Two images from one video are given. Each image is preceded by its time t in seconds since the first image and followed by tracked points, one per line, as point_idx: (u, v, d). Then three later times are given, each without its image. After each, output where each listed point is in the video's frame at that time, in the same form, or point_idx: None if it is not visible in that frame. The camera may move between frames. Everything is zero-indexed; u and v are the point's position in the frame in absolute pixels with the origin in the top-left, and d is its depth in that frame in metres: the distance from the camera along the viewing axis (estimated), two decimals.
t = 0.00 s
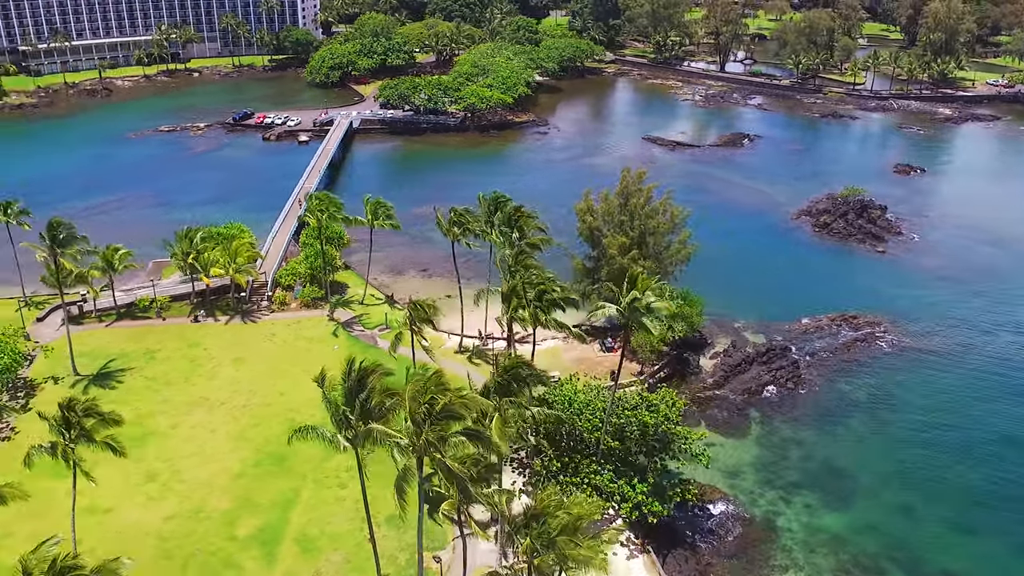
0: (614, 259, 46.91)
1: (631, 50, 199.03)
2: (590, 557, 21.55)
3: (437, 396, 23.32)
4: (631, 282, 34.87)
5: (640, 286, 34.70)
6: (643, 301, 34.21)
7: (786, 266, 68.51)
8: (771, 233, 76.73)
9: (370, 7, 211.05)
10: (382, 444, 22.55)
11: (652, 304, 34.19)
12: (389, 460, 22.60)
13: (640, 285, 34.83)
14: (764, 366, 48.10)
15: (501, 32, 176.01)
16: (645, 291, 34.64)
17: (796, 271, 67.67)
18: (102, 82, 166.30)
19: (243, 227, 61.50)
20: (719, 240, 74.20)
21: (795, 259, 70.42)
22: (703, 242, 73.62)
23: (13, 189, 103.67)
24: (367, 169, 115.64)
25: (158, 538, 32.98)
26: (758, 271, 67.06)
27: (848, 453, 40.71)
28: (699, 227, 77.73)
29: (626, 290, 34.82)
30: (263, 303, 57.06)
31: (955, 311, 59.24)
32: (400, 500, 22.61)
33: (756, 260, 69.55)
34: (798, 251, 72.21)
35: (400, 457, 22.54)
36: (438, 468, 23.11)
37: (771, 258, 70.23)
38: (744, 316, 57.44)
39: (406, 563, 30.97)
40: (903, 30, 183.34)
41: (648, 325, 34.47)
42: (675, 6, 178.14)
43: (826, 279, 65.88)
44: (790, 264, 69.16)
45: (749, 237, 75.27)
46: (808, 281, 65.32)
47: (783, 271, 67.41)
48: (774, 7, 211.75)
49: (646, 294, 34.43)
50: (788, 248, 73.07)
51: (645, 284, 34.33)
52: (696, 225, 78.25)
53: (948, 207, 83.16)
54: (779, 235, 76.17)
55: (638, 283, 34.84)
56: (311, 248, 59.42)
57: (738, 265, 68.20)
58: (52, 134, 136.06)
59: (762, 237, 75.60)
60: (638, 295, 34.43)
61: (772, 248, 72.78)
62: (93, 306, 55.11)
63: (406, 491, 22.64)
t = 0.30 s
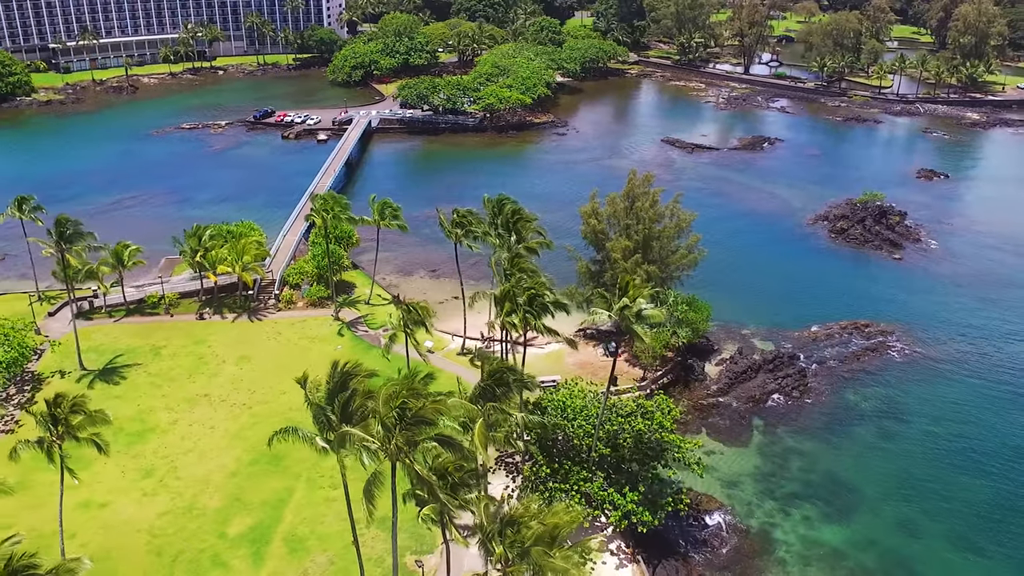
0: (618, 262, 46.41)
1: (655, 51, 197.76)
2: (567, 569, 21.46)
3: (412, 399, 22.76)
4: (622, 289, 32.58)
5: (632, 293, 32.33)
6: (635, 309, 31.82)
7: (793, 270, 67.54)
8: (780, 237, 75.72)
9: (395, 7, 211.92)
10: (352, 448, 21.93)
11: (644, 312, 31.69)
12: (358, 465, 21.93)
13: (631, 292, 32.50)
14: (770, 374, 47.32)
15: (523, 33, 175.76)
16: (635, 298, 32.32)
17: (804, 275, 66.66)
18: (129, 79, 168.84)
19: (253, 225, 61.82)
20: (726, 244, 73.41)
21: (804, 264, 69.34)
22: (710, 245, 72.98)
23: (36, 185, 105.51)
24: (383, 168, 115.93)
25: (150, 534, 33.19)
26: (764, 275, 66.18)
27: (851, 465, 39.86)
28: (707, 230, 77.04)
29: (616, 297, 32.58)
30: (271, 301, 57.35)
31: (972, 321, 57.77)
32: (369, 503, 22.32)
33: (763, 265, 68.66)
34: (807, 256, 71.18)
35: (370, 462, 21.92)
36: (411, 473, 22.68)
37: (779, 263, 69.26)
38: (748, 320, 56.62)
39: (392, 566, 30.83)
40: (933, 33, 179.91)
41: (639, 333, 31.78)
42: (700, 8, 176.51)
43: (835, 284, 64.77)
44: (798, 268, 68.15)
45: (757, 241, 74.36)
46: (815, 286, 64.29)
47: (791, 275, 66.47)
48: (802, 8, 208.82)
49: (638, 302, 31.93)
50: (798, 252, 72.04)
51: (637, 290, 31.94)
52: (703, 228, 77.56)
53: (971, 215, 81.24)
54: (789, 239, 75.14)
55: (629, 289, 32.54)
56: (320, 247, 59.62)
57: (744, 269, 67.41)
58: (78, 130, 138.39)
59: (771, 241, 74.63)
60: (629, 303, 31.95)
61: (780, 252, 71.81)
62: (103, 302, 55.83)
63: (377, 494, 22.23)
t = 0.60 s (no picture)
0: (620, 265, 45.94)
1: (675, 52, 196.49)
2: None
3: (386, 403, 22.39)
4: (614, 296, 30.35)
5: (624, 301, 29.96)
6: (627, 316, 29.75)
7: (800, 275, 66.72)
8: (789, 241, 74.86)
9: (416, 7, 212.51)
10: (323, 452, 21.55)
11: (636, 320, 29.61)
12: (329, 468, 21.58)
13: (623, 300, 30.16)
14: (774, 381, 46.63)
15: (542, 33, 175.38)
16: (627, 306, 30.01)
17: (810, 280, 65.87)
18: (151, 77, 170.78)
19: (262, 223, 62.14)
20: (733, 247, 72.73)
21: (812, 268, 68.46)
22: (716, 248, 72.42)
23: (54, 181, 106.95)
24: (397, 168, 116.07)
25: (143, 530, 33.34)
26: (769, 279, 65.48)
27: (854, 475, 39.12)
28: (715, 233, 76.38)
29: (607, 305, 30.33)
30: (276, 300, 57.57)
31: (986, 329, 56.52)
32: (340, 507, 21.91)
33: (770, 269, 67.92)
34: (816, 260, 70.29)
35: (341, 465, 21.45)
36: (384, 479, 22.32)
37: (786, 267, 68.46)
38: (752, 325, 55.97)
39: (380, 569, 30.68)
40: (960, 36, 176.93)
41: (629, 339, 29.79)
42: (721, 9, 175.10)
43: (842, 289, 63.91)
44: (806, 273, 67.31)
45: (765, 245, 73.57)
46: (821, 291, 63.49)
47: (797, 280, 65.71)
48: (827, 10, 206.38)
49: (630, 309, 29.80)
50: (806, 257, 71.15)
51: (628, 299, 29.62)
52: (711, 231, 76.94)
53: (991, 221, 79.59)
54: (798, 244, 74.23)
55: (622, 297, 30.17)
56: (326, 246, 59.73)
57: (750, 272, 66.73)
58: (100, 127, 140.32)
59: (780, 245, 73.79)
60: (620, 311, 29.84)
61: (788, 256, 70.98)
62: (112, 298, 56.37)
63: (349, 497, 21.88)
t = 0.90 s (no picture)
0: (624, 269, 45.54)
1: (699, 54, 195.04)
2: None
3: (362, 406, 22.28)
4: (606, 300, 29.36)
5: (616, 307, 28.92)
6: (619, 321, 28.83)
7: (810, 280, 65.76)
8: (801, 246, 73.84)
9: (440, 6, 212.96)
10: (297, 454, 21.45)
11: (629, 326, 28.73)
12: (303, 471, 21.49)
13: (616, 305, 29.10)
14: (781, 389, 45.90)
15: (564, 34, 174.87)
16: (620, 312, 28.98)
17: (820, 285, 64.89)
18: (176, 75, 172.96)
19: (272, 222, 62.58)
20: (742, 251, 71.89)
21: (823, 273, 67.49)
22: (724, 251, 71.70)
23: (77, 177, 108.69)
24: (414, 168, 116.22)
25: (139, 526, 33.57)
26: (778, 284, 64.63)
27: (857, 487, 38.37)
28: (724, 236, 75.60)
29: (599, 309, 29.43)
30: (285, 299, 57.89)
31: (1003, 339, 55.18)
32: (314, 510, 21.60)
33: (780, 274, 67.03)
34: (827, 265, 69.28)
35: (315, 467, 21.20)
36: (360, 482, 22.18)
37: (795, 272, 67.57)
38: (759, 331, 55.20)
39: (370, 570, 30.62)
40: (991, 39, 173.44)
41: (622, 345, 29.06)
42: (746, 10, 173.26)
43: (853, 295, 62.90)
44: (816, 278, 66.34)
45: (774, 250, 72.64)
46: (830, 297, 62.54)
47: (807, 285, 64.78)
48: (855, 12, 203.54)
49: (623, 314, 28.86)
50: (817, 262, 70.12)
51: (620, 304, 28.60)
52: (720, 234, 76.20)
53: (1014, 228, 77.80)
54: (809, 248, 73.18)
55: (614, 302, 29.09)
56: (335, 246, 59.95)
57: (758, 277, 65.90)
58: (123, 124, 142.37)
59: (791, 249, 72.81)
60: (613, 316, 28.90)
61: (799, 261, 70.01)
62: (123, 294, 57.03)
63: (322, 501, 21.71)
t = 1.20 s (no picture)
0: (630, 274, 45.12)
1: (725, 55, 193.26)
2: None
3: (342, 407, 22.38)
4: (599, 306, 28.18)
5: (609, 313, 27.72)
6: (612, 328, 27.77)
7: (820, 286, 64.75)
8: (812, 251, 72.79)
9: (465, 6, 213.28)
10: (273, 455, 21.48)
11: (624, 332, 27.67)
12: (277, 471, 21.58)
13: (609, 311, 27.91)
14: (789, 397, 45.15)
15: (587, 35, 174.19)
16: (614, 318, 27.84)
17: (830, 291, 63.89)
18: (202, 73, 175.25)
19: (284, 221, 63.05)
20: (752, 256, 71.04)
21: (833, 279, 66.43)
22: (733, 256, 70.90)
23: (100, 173, 110.64)
24: (433, 168, 116.30)
25: (137, 520, 33.87)
26: (786, 289, 63.72)
27: (863, 499, 37.60)
28: (734, 241, 74.76)
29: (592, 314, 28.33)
30: (295, 297, 58.18)
31: None
32: (288, 512, 21.59)
33: (789, 279, 66.10)
34: (838, 271, 68.18)
35: (290, 469, 21.17)
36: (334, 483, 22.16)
37: (804, 277, 66.62)
38: (768, 337, 54.34)
39: (362, 572, 30.56)
40: None
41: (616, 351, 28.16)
42: (773, 12, 171.19)
43: (864, 302, 61.79)
44: (825, 284, 65.34)
45: (785, 255, 71.69)
46: (840, 303, 61.48)
47: (816, 290, 63.81)
48: (885, 14, 200.36)
49: (617, 321, 27.75)
50: (828, 267, 69.07)
51: (613, 311, 27.33)
52: (730, 238, 75.42)
53: None
54: (821, 253, 72.14)
55: (607, 308, 27.83)
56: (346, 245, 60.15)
57: (767, 282, 64.99)
58: (148, 121, 144.47)
59: (803, 255, 71.80)
60: (607, 323, 27.79)
61: (810, 267, 69.01)
62: (136, 290, 57.76)
63: (295, 501, 21.68)
